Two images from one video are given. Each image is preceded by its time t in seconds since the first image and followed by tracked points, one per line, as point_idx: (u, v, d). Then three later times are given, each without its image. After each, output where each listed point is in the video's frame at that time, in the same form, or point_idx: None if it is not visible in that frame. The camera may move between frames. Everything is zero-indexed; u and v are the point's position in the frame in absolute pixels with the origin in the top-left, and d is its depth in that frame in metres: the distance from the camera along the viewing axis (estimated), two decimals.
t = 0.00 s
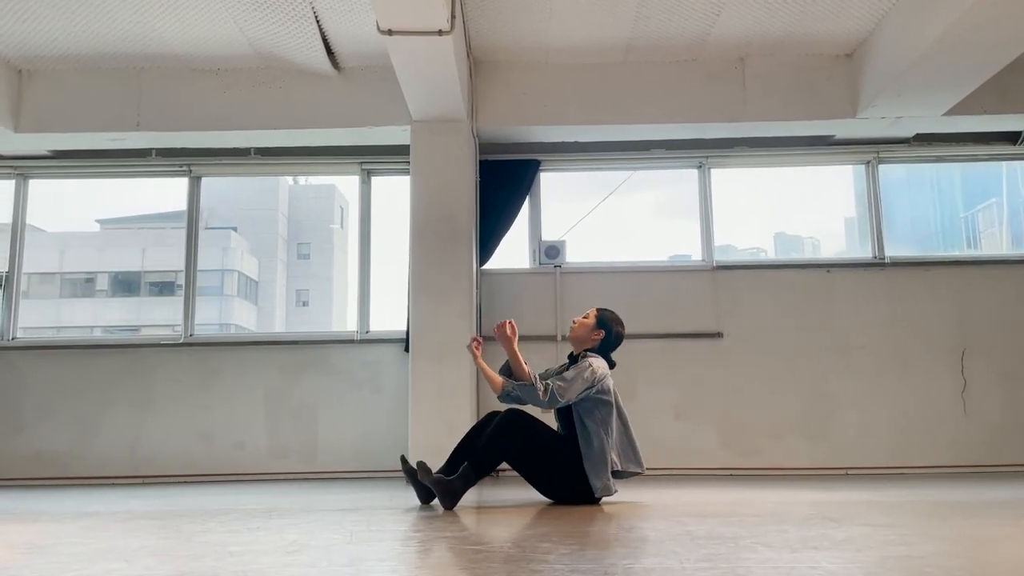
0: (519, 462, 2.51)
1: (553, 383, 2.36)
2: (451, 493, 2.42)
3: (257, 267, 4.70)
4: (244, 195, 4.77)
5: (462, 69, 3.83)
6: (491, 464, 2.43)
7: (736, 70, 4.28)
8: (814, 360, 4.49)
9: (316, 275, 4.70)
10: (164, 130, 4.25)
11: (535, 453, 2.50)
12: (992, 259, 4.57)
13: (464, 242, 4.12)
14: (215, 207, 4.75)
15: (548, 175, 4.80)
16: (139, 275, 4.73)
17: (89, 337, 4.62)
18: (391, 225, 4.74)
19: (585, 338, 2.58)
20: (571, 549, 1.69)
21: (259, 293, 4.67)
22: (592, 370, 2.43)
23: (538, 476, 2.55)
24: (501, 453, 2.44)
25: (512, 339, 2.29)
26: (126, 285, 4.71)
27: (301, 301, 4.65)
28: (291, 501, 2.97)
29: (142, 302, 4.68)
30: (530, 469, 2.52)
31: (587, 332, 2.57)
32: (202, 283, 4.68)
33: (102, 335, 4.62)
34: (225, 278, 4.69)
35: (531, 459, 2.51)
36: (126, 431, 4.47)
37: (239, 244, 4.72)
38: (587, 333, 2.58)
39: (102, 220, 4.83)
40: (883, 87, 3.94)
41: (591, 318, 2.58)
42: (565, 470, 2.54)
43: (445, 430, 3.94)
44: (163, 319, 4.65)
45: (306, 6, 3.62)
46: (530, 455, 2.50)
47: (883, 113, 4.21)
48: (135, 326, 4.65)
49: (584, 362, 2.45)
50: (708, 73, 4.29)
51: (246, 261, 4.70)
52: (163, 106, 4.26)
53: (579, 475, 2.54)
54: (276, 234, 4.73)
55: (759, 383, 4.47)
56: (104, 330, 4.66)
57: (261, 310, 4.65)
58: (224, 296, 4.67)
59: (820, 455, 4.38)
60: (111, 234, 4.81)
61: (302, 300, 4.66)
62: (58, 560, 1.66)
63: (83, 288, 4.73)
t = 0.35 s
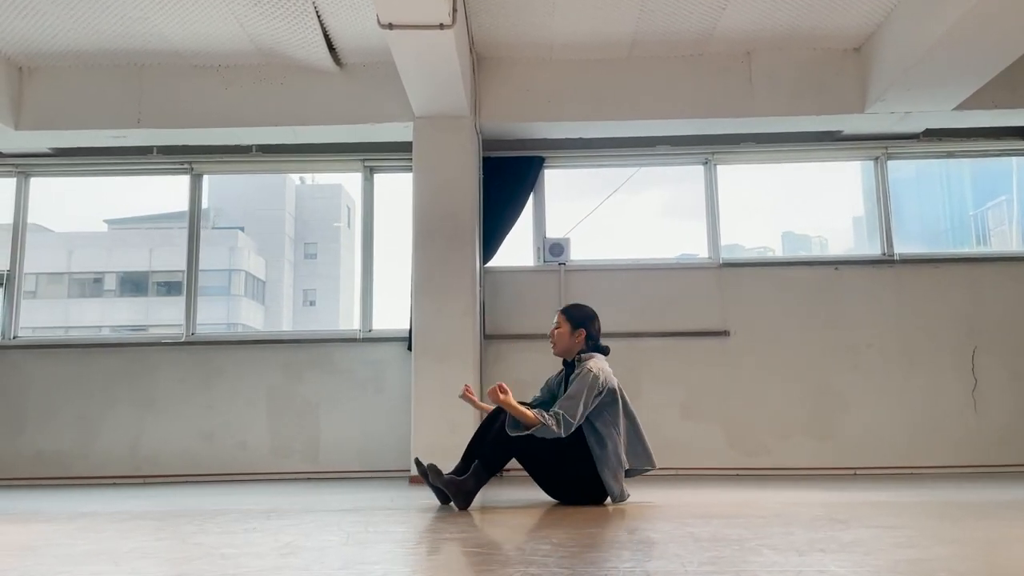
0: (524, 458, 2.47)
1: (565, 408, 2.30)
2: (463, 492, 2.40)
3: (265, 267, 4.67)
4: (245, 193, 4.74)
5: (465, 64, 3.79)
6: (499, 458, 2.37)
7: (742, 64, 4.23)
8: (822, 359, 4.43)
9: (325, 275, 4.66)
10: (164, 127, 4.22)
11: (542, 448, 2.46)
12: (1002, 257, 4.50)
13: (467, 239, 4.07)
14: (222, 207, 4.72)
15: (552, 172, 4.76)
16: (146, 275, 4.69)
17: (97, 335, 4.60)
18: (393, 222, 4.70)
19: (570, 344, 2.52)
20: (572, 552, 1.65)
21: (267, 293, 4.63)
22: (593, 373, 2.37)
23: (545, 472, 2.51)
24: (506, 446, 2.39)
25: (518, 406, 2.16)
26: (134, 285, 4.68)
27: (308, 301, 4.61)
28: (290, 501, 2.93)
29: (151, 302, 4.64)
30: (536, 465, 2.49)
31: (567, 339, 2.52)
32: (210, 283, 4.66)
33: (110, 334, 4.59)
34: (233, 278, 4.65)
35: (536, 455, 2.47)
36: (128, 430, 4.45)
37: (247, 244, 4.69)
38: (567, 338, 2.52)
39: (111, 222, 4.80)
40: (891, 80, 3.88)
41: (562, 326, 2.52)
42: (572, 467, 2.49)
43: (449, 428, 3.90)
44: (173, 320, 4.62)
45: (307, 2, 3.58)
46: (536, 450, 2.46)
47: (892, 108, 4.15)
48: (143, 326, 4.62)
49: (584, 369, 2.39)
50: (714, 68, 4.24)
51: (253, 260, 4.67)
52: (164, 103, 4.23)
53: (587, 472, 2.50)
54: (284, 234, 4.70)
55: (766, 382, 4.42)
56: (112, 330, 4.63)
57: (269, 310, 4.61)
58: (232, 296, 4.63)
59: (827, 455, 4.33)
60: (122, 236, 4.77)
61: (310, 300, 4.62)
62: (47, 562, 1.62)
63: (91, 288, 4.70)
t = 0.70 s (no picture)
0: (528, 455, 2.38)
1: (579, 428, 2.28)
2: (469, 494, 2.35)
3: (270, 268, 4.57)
4: (242, 191, 4.68)
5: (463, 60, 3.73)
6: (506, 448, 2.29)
7: (745, 60, 4.16)
8: (826, 358, 4.36)
9: (328, 274, 4.59)
10: (158, 125, 4.17)
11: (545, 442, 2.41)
12: (1010, 255, 4.42)
13: (465, 237, 4.01)
14: (228, 208, 4.66)
15: (552, 169, 4.69)
16: (152, 275, 4.62)
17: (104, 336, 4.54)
18: (392, 220, 4.64)
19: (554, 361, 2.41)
20: (564, 559, 1.58)
21: (271, 293, 4.57)
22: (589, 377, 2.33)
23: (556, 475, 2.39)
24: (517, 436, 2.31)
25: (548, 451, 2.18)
26: (139, 285, 4.61)
27: (311, 300, 4.55)
28: (282, 505, 2.87)
29: (159, 304, 4.57)
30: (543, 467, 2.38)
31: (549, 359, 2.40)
32: (215, 283, 4.59)
33: (116, 335, 4.53)
34: (237, 278, 4.59)
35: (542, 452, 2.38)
36: (123, 432, 4.39)
37: (252, 243, 4.62)
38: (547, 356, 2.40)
39: (117, 221, 4.73)
40: (897, 75, 3.81)
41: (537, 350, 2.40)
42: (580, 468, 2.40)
43: (447, 429, 3.84)
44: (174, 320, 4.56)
45: None
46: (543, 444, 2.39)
47: (898, 103, 4.07)
48: (149, 327, 4.56)
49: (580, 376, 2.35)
50: (717, 63, 4.17)
51: (259, 261, 4.59)
52: (158, 100, 4.18)
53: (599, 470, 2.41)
54: (286, 233, 4.62)
55: (769, 383, 4.34)
56: (118, 330, 4.57)
57: (272, 309, 4.54)
58: (235, 296, 4.57)
59: (832, 457, 4.25)
60: (125, 236, 4.70)
61: (313, 299, 4.56)
62: (18, 570, 1.56)
63: (97, 289, 4.64)
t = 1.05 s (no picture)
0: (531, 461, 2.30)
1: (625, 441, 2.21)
2: (469, 503, 2.27)
3: (270, 266, 4.54)
4: (238, 192, 4.62)
5: (460, 59, 3.67)
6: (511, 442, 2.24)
7: (747, 58, 4.09)
8: (830, 362, 4.29)
9: (330, 275, 4.53)
10: (151, 124, 4.11)
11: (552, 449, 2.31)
12: (1016, 256, 4.35)
13: (463, 239, 3.95)
14: (230, 207, 4.61)
15: (551, 169, 4.63)
16: (153, 276, 4.56)
17: (105, 338, 4.48)
18: (389, 222, 4.57)
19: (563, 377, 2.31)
20: None
21: (272, 293, 4.51)
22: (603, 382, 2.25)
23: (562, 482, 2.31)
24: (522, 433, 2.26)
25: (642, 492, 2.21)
26: (140, 287, 4.55)
27: (313, 301, 4.49)
28: (273, 513, 2.81)
29: (158, 303, 4.52)
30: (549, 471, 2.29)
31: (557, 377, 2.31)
32: (216, 282, 4.54)
33: (119, 336, 4.48)
34: (239, 278, 4.54)
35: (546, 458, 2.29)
36: (116, 436, 4.33)
37: (253, 244, 4.58)
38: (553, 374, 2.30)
39: (118, 223, 4.66)
40: (902, 73, 3.73)
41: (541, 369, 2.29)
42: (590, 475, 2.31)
43: (444, 435, 3.77)
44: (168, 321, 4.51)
45: None
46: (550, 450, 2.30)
47: (903, 103, 4.00)
48: (151, 326, 4.51)
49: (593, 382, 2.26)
50: (718, 62, 4.10)
51: (260, 260, 4.55)
52: (151, 100, 4.12)
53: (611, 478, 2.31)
54: (288, 235, 4.57)
55: (772, 386, 4.27)
56: (119, 331, 4.52)
57: (274, 309, 4.49)
58: (236, 297, 4.51)
59: (836, 462, 4.18)
60: (127, 237, 4.64)
61: (314, 300, 4.50)
62: None
63: (97, 289, 4.58)
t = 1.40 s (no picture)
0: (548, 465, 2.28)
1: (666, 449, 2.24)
2: (467, 510, 2.24)
3: (271, 268, 4.49)
4: (234, 194, 4.57)
5: (455, 59, 3.62)
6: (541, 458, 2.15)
7: (746, 58, 4.04)
8: (832, 366, 4.23)
9: (330, 277, 4.48)
10: (144, 125, 4.06)
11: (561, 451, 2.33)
12: (1019, 259, 4.30)
13: (459, 240, 3.90)
14: (231, 208, 4.56)
15: (549, 171, 4.58)
16: (154, 276, 4.50)
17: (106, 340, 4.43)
18: (385, 224, 4.53)
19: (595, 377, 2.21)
20: None
21: (273, 294, 4.46)
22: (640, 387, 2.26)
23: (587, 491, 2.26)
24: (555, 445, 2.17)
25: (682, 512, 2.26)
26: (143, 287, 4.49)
27: (314, 303, 4.44)
28: (266, 521, 2.76)
29: (156, 305, 4.46)
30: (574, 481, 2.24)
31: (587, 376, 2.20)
32: (212, 284, 4.49)
33: (119, 338, 4.43)
34: (239, 280, 4.49)
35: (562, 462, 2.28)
36: (109, 440, 4.29)
37: (253, 246, 4.52)
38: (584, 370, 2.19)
39: (119, 224, 4.61)
40: (904, 73, 3.68)
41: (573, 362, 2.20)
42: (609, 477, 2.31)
43: (440, 440, 3.72)
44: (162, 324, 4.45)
45: None
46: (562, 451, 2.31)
47: (905, 103, 3.95)
48: (151, 328, 4.45)
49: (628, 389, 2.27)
50: (718, 62, 4.05)
51: (260, 261, 4.50)
52: (144, 100, 4.07)
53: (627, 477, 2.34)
54: (288, 236, 4.51)
55: (773, 390, 4.22)
56: (120, 333, 4.46)
57: (274, 310, 4.44)
58: (237, 299, 4.46)
59: (838, 467, 4.13)
60: (128, 238, 4.58)
61: (314, 302, 4.44)
62: None
63: (98, 291, 4.53)
